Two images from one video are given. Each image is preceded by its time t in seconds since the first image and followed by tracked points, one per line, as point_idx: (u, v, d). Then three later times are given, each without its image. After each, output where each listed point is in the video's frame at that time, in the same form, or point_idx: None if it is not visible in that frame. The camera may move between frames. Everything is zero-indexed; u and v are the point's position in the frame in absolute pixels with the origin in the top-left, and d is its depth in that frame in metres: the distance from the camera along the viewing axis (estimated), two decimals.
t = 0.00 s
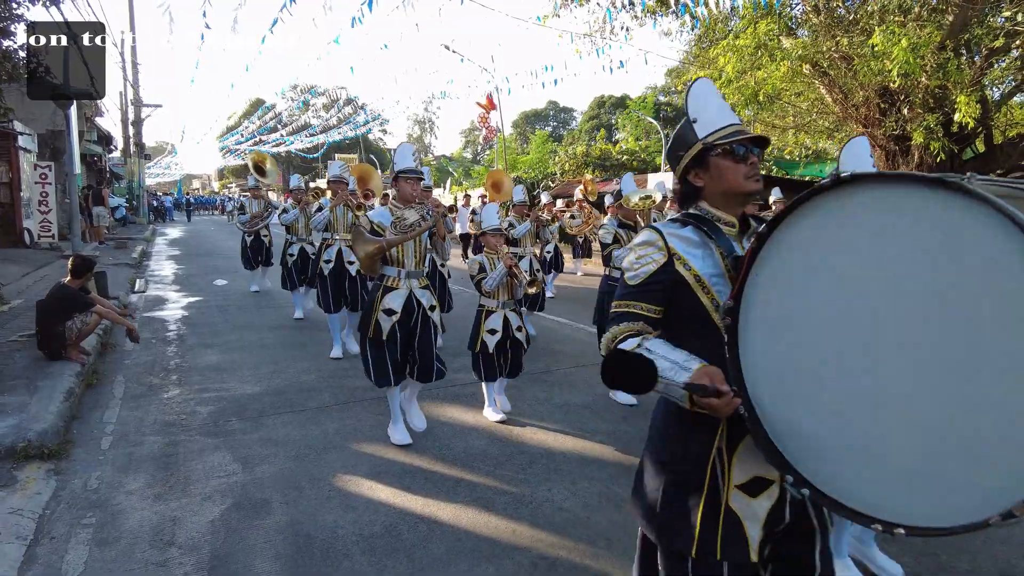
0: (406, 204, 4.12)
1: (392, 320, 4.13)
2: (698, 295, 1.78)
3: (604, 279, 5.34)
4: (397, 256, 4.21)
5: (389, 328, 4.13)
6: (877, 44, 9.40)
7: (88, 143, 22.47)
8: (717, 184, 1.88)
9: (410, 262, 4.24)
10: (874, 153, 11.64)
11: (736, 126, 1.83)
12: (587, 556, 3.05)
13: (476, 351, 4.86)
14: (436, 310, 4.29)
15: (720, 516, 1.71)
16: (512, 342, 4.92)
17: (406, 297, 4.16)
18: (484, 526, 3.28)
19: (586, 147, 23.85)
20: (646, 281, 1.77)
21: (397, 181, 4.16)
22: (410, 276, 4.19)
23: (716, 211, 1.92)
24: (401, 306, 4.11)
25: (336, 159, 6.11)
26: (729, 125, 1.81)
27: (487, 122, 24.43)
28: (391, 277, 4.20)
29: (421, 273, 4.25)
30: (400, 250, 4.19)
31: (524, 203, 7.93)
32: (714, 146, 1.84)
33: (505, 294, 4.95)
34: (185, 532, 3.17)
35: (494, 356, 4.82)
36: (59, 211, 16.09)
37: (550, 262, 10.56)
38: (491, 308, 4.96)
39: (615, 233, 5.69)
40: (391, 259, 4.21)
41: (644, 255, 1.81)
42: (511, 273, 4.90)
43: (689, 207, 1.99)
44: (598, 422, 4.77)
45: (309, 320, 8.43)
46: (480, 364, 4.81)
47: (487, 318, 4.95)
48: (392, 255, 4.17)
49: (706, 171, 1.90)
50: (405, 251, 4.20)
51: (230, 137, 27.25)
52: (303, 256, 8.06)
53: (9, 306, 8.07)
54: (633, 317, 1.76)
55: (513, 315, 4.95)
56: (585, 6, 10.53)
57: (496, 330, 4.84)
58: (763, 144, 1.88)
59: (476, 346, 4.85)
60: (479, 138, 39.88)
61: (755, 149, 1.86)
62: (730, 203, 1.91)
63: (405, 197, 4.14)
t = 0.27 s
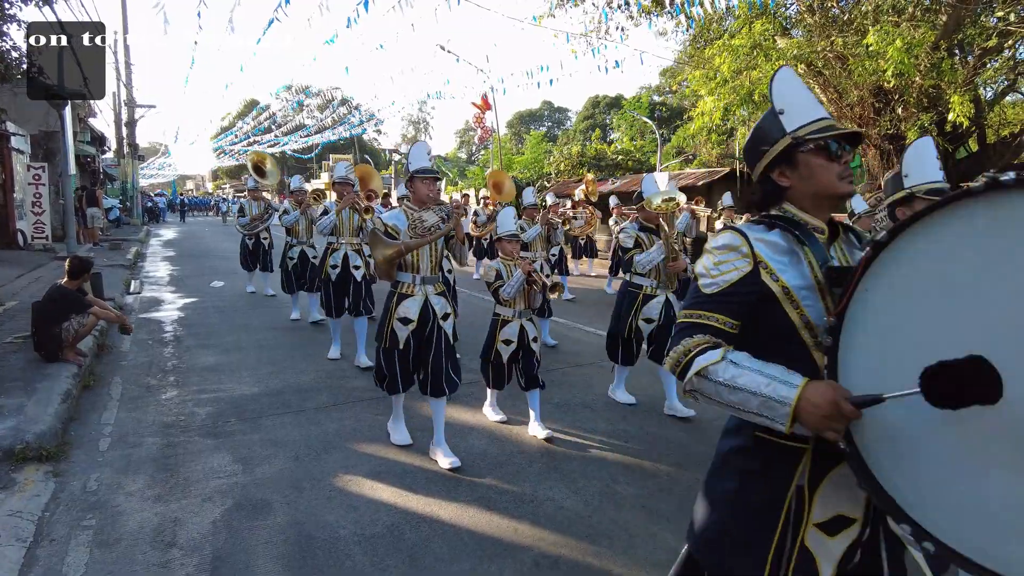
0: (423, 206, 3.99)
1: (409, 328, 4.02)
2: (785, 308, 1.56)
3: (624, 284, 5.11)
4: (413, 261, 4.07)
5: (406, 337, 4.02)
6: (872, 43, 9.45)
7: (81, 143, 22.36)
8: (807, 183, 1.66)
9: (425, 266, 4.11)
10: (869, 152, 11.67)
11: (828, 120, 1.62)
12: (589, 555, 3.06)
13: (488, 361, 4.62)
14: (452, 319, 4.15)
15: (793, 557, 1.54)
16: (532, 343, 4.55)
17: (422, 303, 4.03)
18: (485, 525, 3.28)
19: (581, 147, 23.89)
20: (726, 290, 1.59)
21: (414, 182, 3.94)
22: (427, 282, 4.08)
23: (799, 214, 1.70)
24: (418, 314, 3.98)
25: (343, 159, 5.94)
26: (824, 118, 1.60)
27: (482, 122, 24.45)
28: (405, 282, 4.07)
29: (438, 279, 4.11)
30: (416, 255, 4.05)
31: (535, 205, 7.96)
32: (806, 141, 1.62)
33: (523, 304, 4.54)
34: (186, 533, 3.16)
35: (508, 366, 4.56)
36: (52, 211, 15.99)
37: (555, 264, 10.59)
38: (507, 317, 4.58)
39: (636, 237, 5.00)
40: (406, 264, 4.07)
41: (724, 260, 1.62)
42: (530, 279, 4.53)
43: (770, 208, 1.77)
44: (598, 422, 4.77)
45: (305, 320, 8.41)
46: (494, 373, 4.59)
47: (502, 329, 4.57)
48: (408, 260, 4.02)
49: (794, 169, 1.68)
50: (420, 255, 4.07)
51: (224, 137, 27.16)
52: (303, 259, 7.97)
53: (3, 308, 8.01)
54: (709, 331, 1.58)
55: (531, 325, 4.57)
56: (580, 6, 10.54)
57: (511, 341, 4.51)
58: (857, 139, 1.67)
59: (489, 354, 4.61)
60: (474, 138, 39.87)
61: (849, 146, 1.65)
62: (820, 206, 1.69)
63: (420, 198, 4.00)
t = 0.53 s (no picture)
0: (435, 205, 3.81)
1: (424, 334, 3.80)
2: (898, 318, 1.47)
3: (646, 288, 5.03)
4: (426, 263, 3.90)
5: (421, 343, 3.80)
6: (862, 45, 9.51)
7: (70, 144, 22.21)
8: (917, 181, 1.55)
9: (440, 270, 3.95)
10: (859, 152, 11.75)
11: (942, 110, 1.52)
12: (587, 553, 3.08)
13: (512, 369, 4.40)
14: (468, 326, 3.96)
15: None
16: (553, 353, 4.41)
17: (436, 308, 3.82)
18: (482, 524, 3.30)
19: (573, 147, 23.95)
20: (829, 300, 1.50)
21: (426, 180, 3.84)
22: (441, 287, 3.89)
23: (910, 212, 1.59)
24: (434, 320, 3.78)
25: (345, 157, 5.80)
26: (936, 108, 1.49)
27: (475, 122, 24.46)
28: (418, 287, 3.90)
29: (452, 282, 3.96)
30: (430, 257, 3.89)
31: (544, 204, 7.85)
32: (917, 135, 1.52)
33: (540, 304, 4.41)
34: (183, 535, 3.15)
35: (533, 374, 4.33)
36: (41, 212, 15.87)
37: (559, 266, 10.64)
38: (525, 320, 4.41)
39: (659, 237, 4.92)
40: (420, 268, 3.91)
41: (829, 265, 1.53)
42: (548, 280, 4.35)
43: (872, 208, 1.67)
44: (594, 422, 4.79)
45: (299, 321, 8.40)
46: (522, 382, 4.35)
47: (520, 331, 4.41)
48: (421, 263, 3.86)
49: (900, 165, 1.57)
50: (435, 259, 3.90)
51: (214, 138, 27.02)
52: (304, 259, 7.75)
53: None
54: (814, 350, 1.49)
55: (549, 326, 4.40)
56: (572, 6, 10.56)
57: (532, 344, 4.32)
58: (972, 130, 1.56)
59: (512, 362, 4.39)
60: (466, 138, 39.87)
61: (965, 138, 1.54)
62: (930, 205, 1.57)
63: (433, 199, 3.83)
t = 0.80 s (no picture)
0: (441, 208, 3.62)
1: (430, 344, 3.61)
2: (1019, 337, 1.32)
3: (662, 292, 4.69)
4: (432, 270, 3.68)
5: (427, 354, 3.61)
6: (850, 46, 9.60)
7: (57, 144, 22.03)
8: None
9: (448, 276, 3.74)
10: (847, 152, 11.84)
11: None
12: (582, 551, 3.09)
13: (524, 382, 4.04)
14: (475, 334, 3.78)
15: None
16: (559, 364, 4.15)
17: (444, 318, 3.62)
18: (476, 524, 3.30)
19: (563, 147, 24.00)
20: (930, 324, 1.38)
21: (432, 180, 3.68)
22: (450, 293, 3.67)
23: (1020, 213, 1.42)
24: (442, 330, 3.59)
25: (343, 157, 5.66)
26: None
27: (465, 122, 24.47)
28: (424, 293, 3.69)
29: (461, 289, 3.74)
30: (436, 263, 3.67)
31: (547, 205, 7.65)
32: None
33: (550, 312, 4.13)
34: (175, 537, 3.13)
35: (547, 385, 4.03)
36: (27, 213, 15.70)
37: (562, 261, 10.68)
38: (537, 330, 4.14)
39: (676, 241, 4.54)
40: (426, 273, 3.70)
41: (932, 280, 1.40)
42: (561, 287, 4.08)
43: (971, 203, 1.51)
44: (586, 421, 4.80)
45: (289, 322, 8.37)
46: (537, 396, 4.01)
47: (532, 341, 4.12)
48: (427, 270, 3.64)
49: (1009, 160, 1.40)
50: (441, 264, 3.68)
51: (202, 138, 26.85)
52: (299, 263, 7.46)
53: None
54: (915, 377, 1.39)
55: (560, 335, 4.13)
56: (562, 6, 10.59)
57: (545, 354, 4.04)
58: None
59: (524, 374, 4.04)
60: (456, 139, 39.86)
61: None
62: None
63: (440, 199, 3.67)
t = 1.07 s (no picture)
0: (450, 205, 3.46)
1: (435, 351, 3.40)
2: None
3: (680, 292, 4.48)
4: (441, 271, 3.46)
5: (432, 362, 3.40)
6: (838, 46, 9.67)
7: (42, 144, 21.81)
8: None
9: (455, 278, 3.52)
10: (835, 152, 11.92)
11: None
12: (573, 550, 3.09)
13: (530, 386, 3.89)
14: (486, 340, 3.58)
15: None
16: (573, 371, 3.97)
17: (450, 322, 3.41)
18: (467, 524, 3.30)
19: (553, 147, 24.03)
20: None
21: (438, 176, 3.53)
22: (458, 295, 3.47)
23: None
24: (447, 334, 3.37)
25: (339, 153, 5.58)
26: None
27: (455, 122, 24.46)
28: (430, 297, 3.46)
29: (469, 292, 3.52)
30: (445, 263, 3.45)
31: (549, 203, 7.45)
32: None
33: (562, 315, 3.92)
34: (164, 540, 3.11)
35: (554, 393, 3.88)
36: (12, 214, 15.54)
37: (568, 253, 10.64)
38: (548, 333, 3.94)
39: (696, 238, 4.29)
40: (433, 275, 3.47)
41: None
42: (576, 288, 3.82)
43: None
44: (577, 421, 4.81)
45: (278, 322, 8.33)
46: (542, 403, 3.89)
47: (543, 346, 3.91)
48: (436, 271, 3.42)
49: None
50: (449, 265, 3.46)
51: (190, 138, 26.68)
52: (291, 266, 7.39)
53: None
54: None
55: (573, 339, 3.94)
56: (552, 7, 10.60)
57: (556, 360, 3.84)
58: None
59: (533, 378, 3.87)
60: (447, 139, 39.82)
61: None
62: None
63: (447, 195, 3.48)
